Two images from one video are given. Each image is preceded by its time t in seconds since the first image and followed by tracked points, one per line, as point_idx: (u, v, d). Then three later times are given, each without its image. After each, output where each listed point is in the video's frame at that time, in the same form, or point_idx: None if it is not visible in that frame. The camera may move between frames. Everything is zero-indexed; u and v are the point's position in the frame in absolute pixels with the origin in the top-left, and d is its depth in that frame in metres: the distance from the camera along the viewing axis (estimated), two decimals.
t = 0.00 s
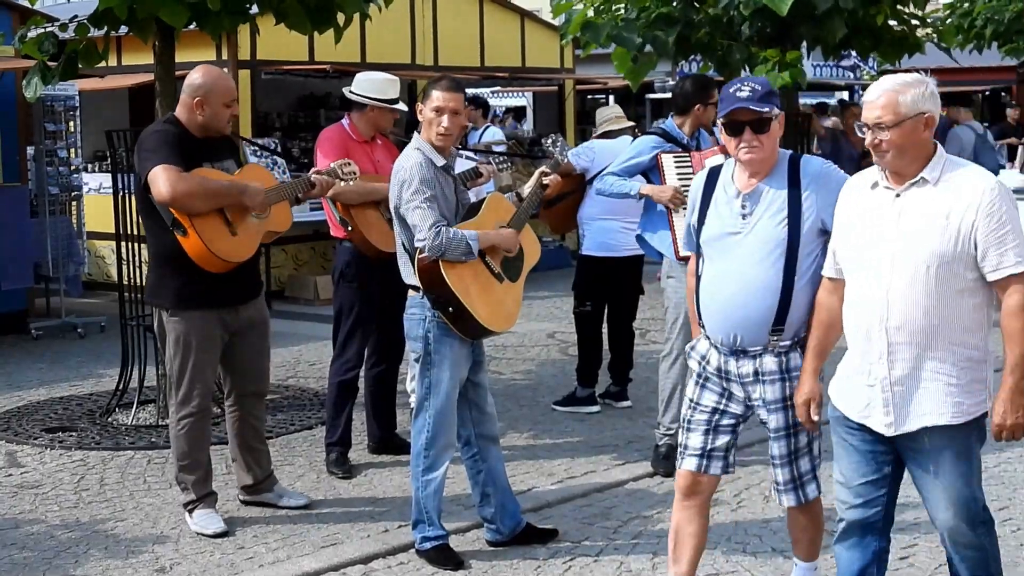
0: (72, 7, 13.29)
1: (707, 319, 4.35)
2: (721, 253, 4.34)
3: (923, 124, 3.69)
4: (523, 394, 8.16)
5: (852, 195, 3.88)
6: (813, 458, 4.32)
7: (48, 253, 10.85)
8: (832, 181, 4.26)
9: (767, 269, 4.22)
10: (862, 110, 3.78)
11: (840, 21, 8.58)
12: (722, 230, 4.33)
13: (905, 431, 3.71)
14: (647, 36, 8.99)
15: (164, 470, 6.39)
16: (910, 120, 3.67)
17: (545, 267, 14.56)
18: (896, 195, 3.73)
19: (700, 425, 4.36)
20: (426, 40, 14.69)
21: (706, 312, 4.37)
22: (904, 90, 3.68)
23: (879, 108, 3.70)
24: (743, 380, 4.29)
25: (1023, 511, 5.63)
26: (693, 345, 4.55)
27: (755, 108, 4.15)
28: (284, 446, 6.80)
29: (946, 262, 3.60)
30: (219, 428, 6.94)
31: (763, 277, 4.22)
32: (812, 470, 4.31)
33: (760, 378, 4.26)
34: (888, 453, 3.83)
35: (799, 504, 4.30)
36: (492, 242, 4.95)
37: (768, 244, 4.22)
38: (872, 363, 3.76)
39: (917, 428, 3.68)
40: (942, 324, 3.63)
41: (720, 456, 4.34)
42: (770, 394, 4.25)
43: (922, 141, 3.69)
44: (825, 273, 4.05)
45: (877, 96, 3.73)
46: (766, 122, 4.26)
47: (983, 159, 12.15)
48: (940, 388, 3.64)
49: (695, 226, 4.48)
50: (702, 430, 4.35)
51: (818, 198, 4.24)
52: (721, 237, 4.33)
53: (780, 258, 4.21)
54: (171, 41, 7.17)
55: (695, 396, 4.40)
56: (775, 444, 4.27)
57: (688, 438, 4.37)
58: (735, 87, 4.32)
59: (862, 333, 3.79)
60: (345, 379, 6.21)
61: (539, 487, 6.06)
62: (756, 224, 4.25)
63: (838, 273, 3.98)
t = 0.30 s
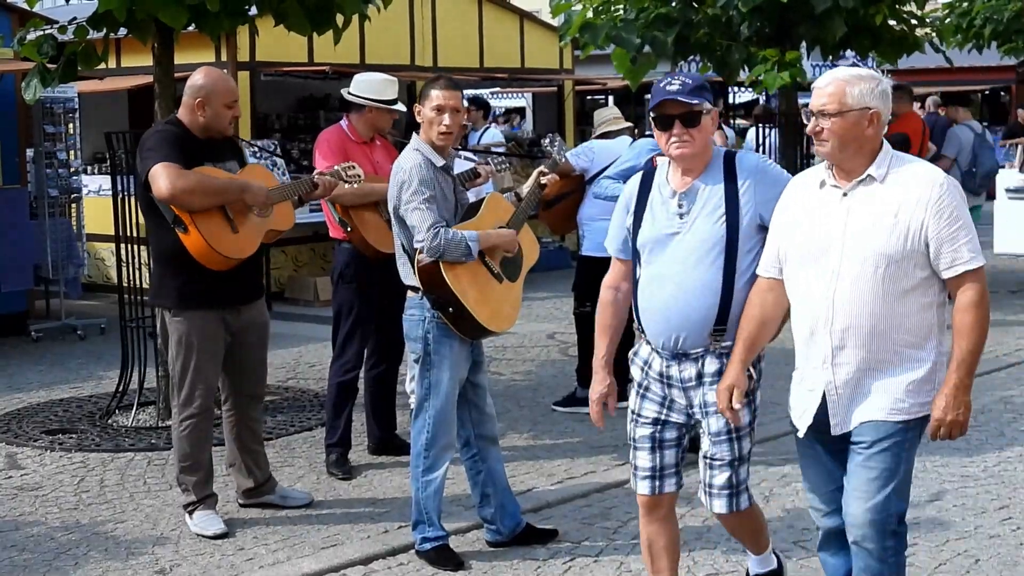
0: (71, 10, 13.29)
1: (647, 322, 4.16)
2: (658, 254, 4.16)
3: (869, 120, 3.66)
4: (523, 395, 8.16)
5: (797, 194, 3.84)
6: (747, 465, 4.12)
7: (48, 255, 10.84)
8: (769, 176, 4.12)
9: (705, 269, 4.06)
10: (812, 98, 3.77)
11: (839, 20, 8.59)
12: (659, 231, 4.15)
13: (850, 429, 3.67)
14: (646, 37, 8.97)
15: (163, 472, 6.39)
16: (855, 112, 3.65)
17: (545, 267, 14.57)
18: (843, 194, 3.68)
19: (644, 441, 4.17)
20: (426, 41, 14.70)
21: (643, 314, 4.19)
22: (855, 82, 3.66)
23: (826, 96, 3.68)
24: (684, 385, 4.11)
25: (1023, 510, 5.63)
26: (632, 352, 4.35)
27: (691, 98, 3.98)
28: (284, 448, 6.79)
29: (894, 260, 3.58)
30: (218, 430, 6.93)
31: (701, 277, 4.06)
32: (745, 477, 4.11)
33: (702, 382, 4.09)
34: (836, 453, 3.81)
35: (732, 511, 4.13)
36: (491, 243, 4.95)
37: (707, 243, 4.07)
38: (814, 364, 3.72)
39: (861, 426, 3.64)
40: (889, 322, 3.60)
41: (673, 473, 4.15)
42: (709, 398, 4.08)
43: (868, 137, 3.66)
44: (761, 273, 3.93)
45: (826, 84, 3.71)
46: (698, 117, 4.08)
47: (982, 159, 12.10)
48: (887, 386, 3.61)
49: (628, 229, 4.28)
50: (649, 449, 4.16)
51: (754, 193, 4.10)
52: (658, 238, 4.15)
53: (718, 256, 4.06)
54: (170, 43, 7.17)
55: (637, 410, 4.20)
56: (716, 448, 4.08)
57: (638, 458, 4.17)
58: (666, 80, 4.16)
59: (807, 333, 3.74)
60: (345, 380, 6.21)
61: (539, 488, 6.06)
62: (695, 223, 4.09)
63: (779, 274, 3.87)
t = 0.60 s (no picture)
0: (70, 11, 13.29)
1: (580, 333, 4.01)
2: (593, 265, 4.01)
3: (824, 138, 3.40)
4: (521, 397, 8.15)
5: (743, 212, 3.59)
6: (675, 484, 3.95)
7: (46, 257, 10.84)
8: (709, 184, 3.96)
9: (638, 283, 3.90)
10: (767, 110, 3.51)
11: (838, 22, 8.61)
12: (596, 243, 4.00)
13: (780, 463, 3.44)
14: (645, 39, 9.10)
15: (161, 474, 6.39)
16: (810, 130, 3.39)
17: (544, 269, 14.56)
18: (792, 215, 3.43)
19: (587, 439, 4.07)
20: (424, 42, 14.71)
21: (578, 327, 4.04)
22: (812, 96, 3.41)
23: (781, 109, 3.42)
24: (619, 400, 3.97)
25: (1022, 512, 5.63)
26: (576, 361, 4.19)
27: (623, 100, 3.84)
28: (282, 449, 6.79)
29: (837, 291, 3.33)
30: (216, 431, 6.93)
31: (631, 289, 3.90)
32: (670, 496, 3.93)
33: (636, 398, 3.93)
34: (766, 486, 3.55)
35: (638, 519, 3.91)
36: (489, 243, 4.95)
37: (642, 255, 3.90)
38: (748, 389, 3.49)
39: (790, 462, 3.41)
40: (829, 356, 3.36)
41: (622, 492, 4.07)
42: (643, 414, 3.91)
43: (822, 156, 3.40)
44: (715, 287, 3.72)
45: (781, 97, 3.45)
46: (633, 121, 3.94)
47: (980, 160, 11.98)
48: (823, 424, 3.37)
49: (567, 234, 4.13)
50: (599, 471, 4.09)
51: (694, 202, 3.94)
52: (594, 247, 4.00)
53: (653, 270, 3.89)
54: (169, 44, 7.17)
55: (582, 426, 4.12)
56: (644, 464, 3.91)
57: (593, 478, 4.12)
58: (602, 83, 4.02)
59: (742, 357, 3.51)
60: (342, 382, 6.20)
61: (537, 489, 6.06)
62: (631, 232, 3.93)
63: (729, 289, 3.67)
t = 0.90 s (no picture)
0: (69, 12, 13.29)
1: (514, 341, 3.87)
2: (532, 270, 3.87)
3: (777, 125, 3.26)
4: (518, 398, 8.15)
5: (694, 206, 3.45)
6: (614, 501, 3.82)
7: (44, 258, 10.85)
8: (655, 195, 3.80)
9: (570, 295, 3.75)
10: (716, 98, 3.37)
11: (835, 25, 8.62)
12: (535, 248, 3.85)
13: (732, 471, 3.29)
14: (643, 40, 9.07)
15: (159, 475, 6.39)
16: (763, 118, 3.25)
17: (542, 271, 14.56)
18: (741, 209, 3.27)
19: (507, 463, 3.92)
20: (422, 44, 14.72)
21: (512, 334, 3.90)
22: (763, 83, 3.26)
23: (731, 97, 3.28)
24: (548, 414, 3.83)
25: (1019, 514, 5.64)
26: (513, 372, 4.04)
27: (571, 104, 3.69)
28: (279, 451, 6.79)
29: (783, 289, 3.17)
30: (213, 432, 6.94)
31: (565, 302, 3.76)
32: (609, 512, 3.81)
33: (564, 412, 3.79)
34: (716, 491, 3.39)
35: (586, 546, 3.80)
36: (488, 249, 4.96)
37: (578, 266, 3.76)
38: (698, 397, 3.35)
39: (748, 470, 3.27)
40: (777, 358, 3.21)
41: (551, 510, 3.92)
42: (574, 429, 3.78)
43: (774, 144, 3.27)
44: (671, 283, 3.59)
45: (731, 84, 3.30)
46: (583, 126, 3.80)
47: (977, 165, 12.05)
48: (775, 430, 3.24)
49: (511, 237, 3.98)
50: (510, 471, 3.91)
51: (638, 213, 3.78)
52: (533, 254, 3.86)
53: (587, 284, 3.74)
54: (167, 45, 7.17)
55: (507, 433, 3.95)
56: (579, 482, 3.78)
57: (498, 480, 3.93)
58: (555, 84, 3.86)
59: (692, 358, 3.36)
60: (340, 384, 6.20)
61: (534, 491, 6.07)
62: (569, 241, 3.79)
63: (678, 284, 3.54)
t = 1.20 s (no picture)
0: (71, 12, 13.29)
1: (439, 353, 3.86)
2: (456, 280, 3.86)
3: (706, 136, 3.05)
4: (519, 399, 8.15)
5: (618, 227, 3.21)
6: (562, 516, 3.76)
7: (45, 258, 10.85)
8: (577, 200, 3.81)
9: (491, 303, 3.74)
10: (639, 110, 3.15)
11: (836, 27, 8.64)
12: (456, 255, 3.87)
13: (678, 505, 3.04)
14: (644, 42, 9.57)
15: (159, 475, 6.38)
16: (689, 128, 3.04)
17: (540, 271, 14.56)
18: (668, 226, 3.05)
19: (438, 472, 3.80)
20: (423, 45, 14.72)
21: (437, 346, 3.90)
22: (689, 91, 3.05)
23: (654, 107, 3.06)
24: (478, 427, 3.77)
25: (1019, 516, 5.64)
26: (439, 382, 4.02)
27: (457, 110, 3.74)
28: (279, 451, 6.79)
29: (718, 308, 2.95)
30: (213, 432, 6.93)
31: (487, 309, 3.74)
32: (561, 530, 3.75)
33: (493, 425, 3.75)
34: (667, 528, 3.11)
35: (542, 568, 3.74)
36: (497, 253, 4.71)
37: (495, 274, 3.75)
38: (634, 432, 3.09)
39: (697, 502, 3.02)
40: (715, 384, 2.98)
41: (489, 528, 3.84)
42: (501, 444, 3.72)
43: (701, 156, 3.05)
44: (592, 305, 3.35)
45: (656, 93, 3.09)
46: (486, 128, 3.84)
47: (978, 167, 12.07)
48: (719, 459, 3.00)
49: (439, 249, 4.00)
50: (440, 479, 3.78)
51: (561, 218, 3.78)
52: (456, 263, 3.86)
53: (509, 291, 3.73)
54: (168, 45, 7.16)
55: (434, 444, 3.85)
56: (512, 502, 3.72)
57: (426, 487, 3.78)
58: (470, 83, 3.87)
59: (625, 390, 3.12)
60: (340, 384, 6.19)
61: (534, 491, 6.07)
62: (490, 249, 3.79)
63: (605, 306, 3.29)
